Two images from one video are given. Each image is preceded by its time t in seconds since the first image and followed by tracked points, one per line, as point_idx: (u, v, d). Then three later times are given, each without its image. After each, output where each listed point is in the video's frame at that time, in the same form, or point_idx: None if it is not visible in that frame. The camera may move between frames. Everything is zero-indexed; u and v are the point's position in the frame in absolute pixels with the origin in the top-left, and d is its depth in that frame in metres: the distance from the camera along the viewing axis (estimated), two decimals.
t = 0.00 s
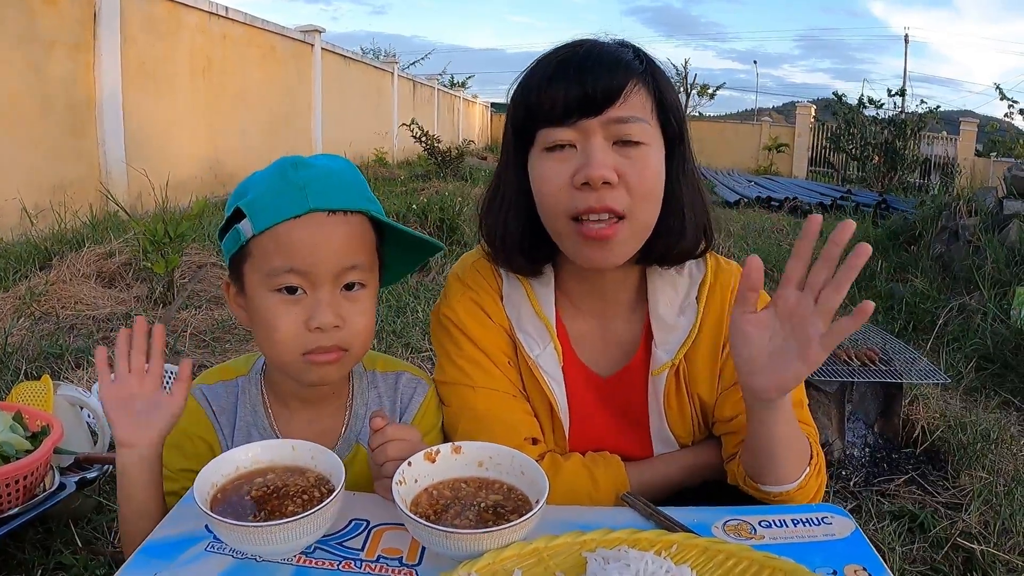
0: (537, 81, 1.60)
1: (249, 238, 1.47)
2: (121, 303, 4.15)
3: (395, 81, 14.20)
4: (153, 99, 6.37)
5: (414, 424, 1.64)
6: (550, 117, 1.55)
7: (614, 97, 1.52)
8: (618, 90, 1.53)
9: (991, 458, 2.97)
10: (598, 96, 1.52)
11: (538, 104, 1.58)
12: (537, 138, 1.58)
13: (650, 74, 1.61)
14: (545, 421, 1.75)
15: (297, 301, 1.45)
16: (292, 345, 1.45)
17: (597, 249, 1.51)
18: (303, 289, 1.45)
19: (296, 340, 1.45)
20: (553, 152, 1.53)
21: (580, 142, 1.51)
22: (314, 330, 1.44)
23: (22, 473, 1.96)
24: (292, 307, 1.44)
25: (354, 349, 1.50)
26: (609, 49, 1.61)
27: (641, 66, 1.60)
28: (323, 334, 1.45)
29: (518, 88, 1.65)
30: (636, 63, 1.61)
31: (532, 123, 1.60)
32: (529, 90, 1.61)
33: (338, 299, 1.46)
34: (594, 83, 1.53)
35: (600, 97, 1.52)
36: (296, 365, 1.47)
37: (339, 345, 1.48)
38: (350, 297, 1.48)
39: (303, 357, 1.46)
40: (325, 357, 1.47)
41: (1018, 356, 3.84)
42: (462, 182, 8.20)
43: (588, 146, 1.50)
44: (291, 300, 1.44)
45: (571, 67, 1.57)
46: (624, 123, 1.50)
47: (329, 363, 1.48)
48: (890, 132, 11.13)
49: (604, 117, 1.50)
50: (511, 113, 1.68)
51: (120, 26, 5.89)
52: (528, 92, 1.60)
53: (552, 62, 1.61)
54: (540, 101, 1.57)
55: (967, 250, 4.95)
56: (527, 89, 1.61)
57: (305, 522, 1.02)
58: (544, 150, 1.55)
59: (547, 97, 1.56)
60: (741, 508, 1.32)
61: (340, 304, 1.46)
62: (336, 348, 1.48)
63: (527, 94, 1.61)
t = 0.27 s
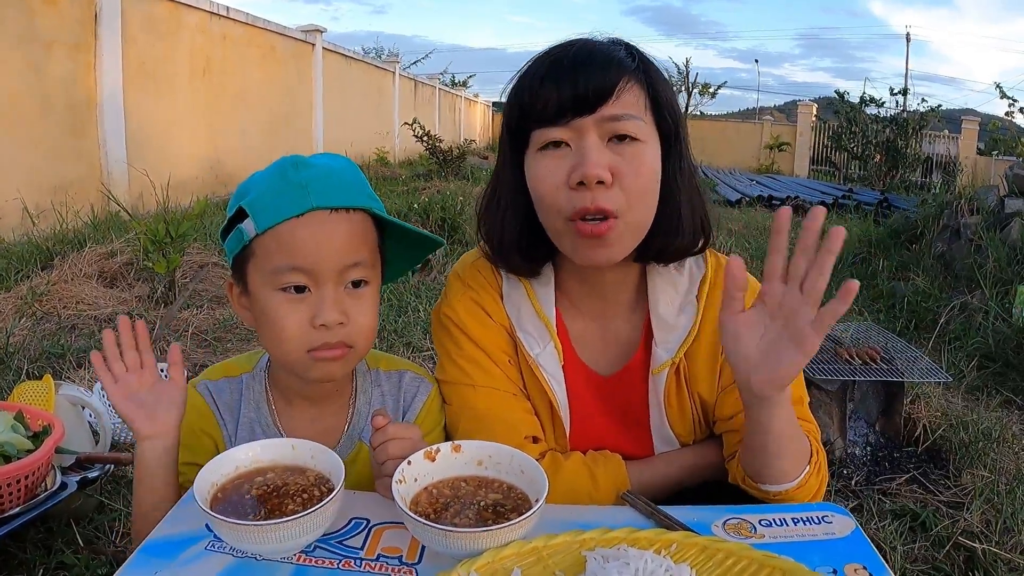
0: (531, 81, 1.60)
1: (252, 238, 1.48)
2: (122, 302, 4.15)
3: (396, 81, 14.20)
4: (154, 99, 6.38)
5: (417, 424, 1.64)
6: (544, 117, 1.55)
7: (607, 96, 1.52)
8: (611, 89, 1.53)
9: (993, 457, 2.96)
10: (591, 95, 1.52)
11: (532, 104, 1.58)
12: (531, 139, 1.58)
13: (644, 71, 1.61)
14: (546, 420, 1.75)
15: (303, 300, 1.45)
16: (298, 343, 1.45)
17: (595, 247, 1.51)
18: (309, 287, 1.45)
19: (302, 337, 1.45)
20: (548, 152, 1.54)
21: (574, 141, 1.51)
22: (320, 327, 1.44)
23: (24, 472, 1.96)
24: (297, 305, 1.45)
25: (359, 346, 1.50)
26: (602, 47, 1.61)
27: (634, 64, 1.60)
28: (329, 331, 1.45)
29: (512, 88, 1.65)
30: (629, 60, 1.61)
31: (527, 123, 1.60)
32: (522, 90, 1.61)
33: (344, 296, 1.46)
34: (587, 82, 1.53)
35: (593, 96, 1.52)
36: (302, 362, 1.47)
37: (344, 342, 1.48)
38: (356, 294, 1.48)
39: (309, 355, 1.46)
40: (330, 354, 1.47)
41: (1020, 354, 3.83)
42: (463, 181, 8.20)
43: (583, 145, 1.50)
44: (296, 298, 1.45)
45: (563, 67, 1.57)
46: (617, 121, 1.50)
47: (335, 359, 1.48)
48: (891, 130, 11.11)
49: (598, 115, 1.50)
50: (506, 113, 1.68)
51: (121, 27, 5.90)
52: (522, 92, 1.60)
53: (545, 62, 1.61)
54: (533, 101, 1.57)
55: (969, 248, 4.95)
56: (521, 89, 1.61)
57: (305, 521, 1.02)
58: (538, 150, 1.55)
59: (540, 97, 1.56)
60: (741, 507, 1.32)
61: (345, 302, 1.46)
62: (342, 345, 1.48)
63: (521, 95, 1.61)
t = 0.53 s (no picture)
0: (535, 78, 1.60)
1: (256, 236, 1.48)
2: (126, 301, 4.16)
3: (399, 79, 14.19)
4: (157, 98, 6.38)
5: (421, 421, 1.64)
6: (549, 114, 1.55)
7: (613, 92, 1.52)
8: (618, 86, 1.53)
9: (998, 454, 2.95)
10: (596, 91, 1.52)
11: (536, 100, 1.58)
12: (536, 135, 1.58)
13: (649, 68, 1.60)
14: (550, 417, 1.75)
15: (306, 298, 1.45)
16: (301, 340, 1.45)
17: (600, 245, 1.51)
18: (312, 285, 1.45)
19: (306, 335, 1.45)
20: (553, 148, 1.54)
21: (579, 137, 1.51)
22: (323, 325, 1.44)
23: (29, 470, 1.97)
24: (301, 303, 1.45)
25: (363, 343, 1.50)
26: (609, 44, 1.61)
27: (639, 59, 1.60)
28: (332, 328, 1.45)
29: (518, 84, 1.65)
30: (636, 57, 1.60)
31: (532, 120, 1.60)
32: (527, 87, 1.61)
33: (347, 294, 1.46)
34: (593, 79, 1.53)
35: (599, 93, 1.52)
36: (306, 359, 1.47)
37: (347, 339, 1.48)
38: (358, 292, 1.48)
39: (313, 353, 1.46)
40: (333, 351, 1.47)
41: None
42: (466, 179, 8.19)
43: (588, 141, 1.50)
44: (299, 296, 1.45)
45: (568, 63, 1.57)
46: (623, 117, 1.50)
47: (337, 357, 1.48)
48: (895, 127, 11.07)
49: (603, 111, 1.50)
50: (510, 110, 1.68)
51: (123, 26, 5.90)
52: (527, 89, 1.60)
53: (549, 59, 1.61)
54: (538, 97, 1.57)
55: (973, 245, 4.93)
56: (525, 86, 1.61)
57: (313, 517, 1.03)
58: (543, 147, 1.55)
59: (546, 93, 1.56)
60: (746, 502, 1.32)
61: (348, 299, 1.46)
62: (346, 343, 1.48)
63: (526, 91, 1.61)
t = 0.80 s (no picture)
0: (530, 71, 1.58)
1: (239, 231, 1.47)
2: (119, 295, 4.14)
3: (394, 74, 14.15)
4: (151, 93, 6.35)
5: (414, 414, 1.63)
6: (543, 106, 1.54)
7: (608, 85, 1.51)
8: (613, 78, 1.52)
9: (990, 452, 2.96)
10: (591, 84, 1.51)
11: (531, 93, 1.57)
12: (531, 128, 1.57)
13: (645, 60, 1.59)
14: (545, 412, 1.75)
15: (290, 292, 1.44)
16: (286, 335, 1.44)
17: (594, 238, 1.50)
18: (294, 280, 1.43)
19: (291, 328, 1.43)
20: (547, 141, 1.52)
21: (574, 130, 1.50)
22: (308, 319, 1.42)
23: (19, 464, 1.95)
24: (285, 297, 1.43)
25: (349, 336, 1.49)
26: (603, 35, 1.60)
27: (634, 52, 1.59)
28: (316, 322, 1.44)
29: (511, 77, 1.64)
30: (630, 49, 1.59)
31: (527, 112, 1.58)
32: (521, 79, 1.60)
33: (331, 287, 1.45)
34: (587, 71, 1.52)
35: (594, 85, 1.51)
36: (294, 354, 1.46)
37: (333, 333, 1.47)
38: (344, 284, 1.46)
39: (300, 346, 1.45)
40: (319, 346, 1.45)
41: (1018, 350, 3.83)
42: (461, 175, 8.18)
43: (583, 134, 1.49)
44: (283, 291, 1.43)
45: (563, 56, 1.56)
46: (618, 110, 1.48)
47: (324, 351, 1.47)
48: (890, 126, 11.09)
49: (599, 104, 1.49)
50: (505, 102, 1.67)
51: (119, 21, 5.86)
52: (522, 81, 1.59)
53: (544, 51, 1.60)
54: (533, 89, 1.56)
55: (967, 244, 4.94)
56: (519, 79, 1.60)
57: (302, 510, 1.01)
58: (538, 139, 1.54)
59: (540, 85, 1.55)
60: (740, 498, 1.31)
61: (333, 293, 1.45)
62: (331, 337, 1.47)
63: (520, 83, 1.60)
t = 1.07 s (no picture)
0: (525, 66, 1.57)
1: (228, 229, 1.45)
2: (112, 292, 4.11)
3: (389, 72, 14.10)
4: (146, 90, 6.31)
5: (406, 413, 1.62)
6: (538, 102, 1.53)
7: (604, 81, 1.50)
8: (609, 75, 1.51)
9: (984, 451, 2.96)
10: (586, 80, 1.49)
11: (526, 87, 1.55)
12: (526, 123, 1.56)
13: (641, 57, 1.58)
14: (539, 410, 1.73)
15: (279, 289, 1.42)
16: (277, 332, 1.43)
17: (589, 235, 1.49)
18: (283, 276, 1.42)
19: (281, 325, 1.42)
20: (542, 136, 1.51)
21: (570, 125, 1.49)
22: (298, 315, 1.41)
23: (9, 462, 1.93)
24: (274, 294, 1.42)
25: (340, 333, 1.48)
26: (599, 32, 1.59)
27: (630, 48, 1.58)
28: (307, 319, 1.42)
29: (506, 73, 1.63)
30: (626, 45, 1.58)
31: (521, 108, 1.57)
32: (516, 75, 1.58)
33: (322, 283, 1.43)
34: (583, 67, 1.51)
35: (590, 81, 1.49)
36: (285, 352, 1.45)
37: (325, 330, 1.45)
38: (333, 280, 1.45)
39: (291, 344, 1.44)
40: (311, 343, 1.44)
41: (1012, 349, 3.84)
42: (456, 172, 8.16)
43: (578, 130, 1.48)
44: (273, 288, 1.42)
45: (558, 52, 1.55)
46: (615, 106, 1.47)
47: (316, 348, 1.46)
48: (885, 125, 11.10)
49: (594, 100, 1.48)
50: (500, 97, 1.65)
51: (112, 17, 5.82)
52: (517, 77, 1.58)
53: (539, 47, 1.59)
54: (528, 85, 1.55)
55: (961, 243, 4.95)
56: (514, 74, 1.59)
57: (291, 510, 1.00)
58: (533, 135, 1.53)
59: (535, 80, 1.53)
60: (735, 498, 1.30)
61: (324, 288, 1.43)
62: (323, 333, 1.45)
63: (516, 79, 1.58)
